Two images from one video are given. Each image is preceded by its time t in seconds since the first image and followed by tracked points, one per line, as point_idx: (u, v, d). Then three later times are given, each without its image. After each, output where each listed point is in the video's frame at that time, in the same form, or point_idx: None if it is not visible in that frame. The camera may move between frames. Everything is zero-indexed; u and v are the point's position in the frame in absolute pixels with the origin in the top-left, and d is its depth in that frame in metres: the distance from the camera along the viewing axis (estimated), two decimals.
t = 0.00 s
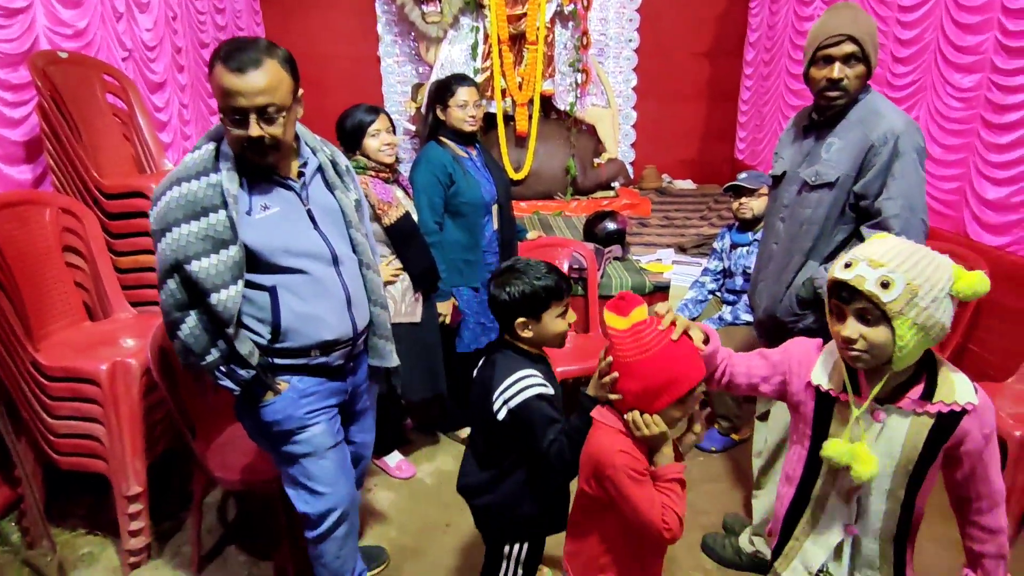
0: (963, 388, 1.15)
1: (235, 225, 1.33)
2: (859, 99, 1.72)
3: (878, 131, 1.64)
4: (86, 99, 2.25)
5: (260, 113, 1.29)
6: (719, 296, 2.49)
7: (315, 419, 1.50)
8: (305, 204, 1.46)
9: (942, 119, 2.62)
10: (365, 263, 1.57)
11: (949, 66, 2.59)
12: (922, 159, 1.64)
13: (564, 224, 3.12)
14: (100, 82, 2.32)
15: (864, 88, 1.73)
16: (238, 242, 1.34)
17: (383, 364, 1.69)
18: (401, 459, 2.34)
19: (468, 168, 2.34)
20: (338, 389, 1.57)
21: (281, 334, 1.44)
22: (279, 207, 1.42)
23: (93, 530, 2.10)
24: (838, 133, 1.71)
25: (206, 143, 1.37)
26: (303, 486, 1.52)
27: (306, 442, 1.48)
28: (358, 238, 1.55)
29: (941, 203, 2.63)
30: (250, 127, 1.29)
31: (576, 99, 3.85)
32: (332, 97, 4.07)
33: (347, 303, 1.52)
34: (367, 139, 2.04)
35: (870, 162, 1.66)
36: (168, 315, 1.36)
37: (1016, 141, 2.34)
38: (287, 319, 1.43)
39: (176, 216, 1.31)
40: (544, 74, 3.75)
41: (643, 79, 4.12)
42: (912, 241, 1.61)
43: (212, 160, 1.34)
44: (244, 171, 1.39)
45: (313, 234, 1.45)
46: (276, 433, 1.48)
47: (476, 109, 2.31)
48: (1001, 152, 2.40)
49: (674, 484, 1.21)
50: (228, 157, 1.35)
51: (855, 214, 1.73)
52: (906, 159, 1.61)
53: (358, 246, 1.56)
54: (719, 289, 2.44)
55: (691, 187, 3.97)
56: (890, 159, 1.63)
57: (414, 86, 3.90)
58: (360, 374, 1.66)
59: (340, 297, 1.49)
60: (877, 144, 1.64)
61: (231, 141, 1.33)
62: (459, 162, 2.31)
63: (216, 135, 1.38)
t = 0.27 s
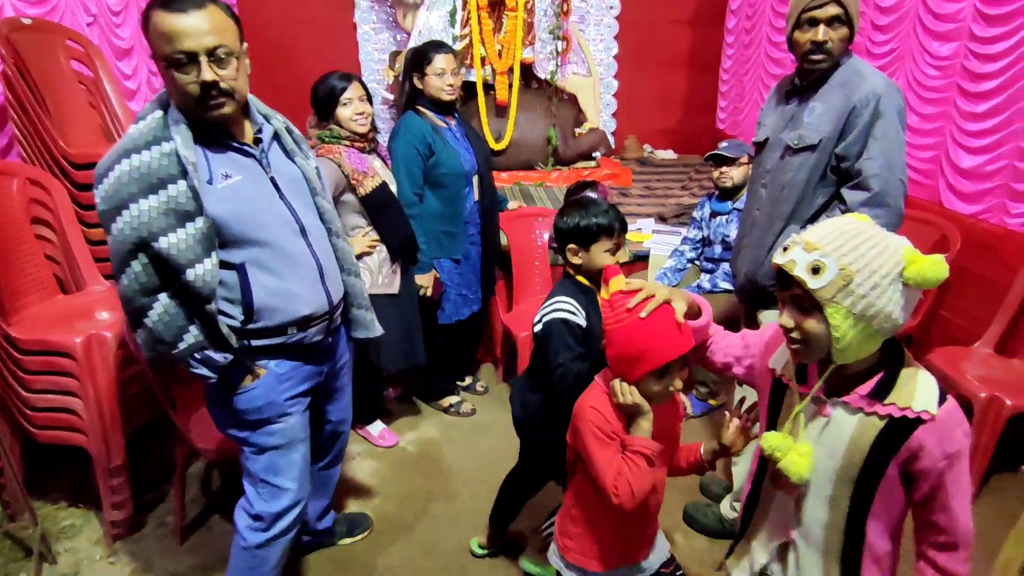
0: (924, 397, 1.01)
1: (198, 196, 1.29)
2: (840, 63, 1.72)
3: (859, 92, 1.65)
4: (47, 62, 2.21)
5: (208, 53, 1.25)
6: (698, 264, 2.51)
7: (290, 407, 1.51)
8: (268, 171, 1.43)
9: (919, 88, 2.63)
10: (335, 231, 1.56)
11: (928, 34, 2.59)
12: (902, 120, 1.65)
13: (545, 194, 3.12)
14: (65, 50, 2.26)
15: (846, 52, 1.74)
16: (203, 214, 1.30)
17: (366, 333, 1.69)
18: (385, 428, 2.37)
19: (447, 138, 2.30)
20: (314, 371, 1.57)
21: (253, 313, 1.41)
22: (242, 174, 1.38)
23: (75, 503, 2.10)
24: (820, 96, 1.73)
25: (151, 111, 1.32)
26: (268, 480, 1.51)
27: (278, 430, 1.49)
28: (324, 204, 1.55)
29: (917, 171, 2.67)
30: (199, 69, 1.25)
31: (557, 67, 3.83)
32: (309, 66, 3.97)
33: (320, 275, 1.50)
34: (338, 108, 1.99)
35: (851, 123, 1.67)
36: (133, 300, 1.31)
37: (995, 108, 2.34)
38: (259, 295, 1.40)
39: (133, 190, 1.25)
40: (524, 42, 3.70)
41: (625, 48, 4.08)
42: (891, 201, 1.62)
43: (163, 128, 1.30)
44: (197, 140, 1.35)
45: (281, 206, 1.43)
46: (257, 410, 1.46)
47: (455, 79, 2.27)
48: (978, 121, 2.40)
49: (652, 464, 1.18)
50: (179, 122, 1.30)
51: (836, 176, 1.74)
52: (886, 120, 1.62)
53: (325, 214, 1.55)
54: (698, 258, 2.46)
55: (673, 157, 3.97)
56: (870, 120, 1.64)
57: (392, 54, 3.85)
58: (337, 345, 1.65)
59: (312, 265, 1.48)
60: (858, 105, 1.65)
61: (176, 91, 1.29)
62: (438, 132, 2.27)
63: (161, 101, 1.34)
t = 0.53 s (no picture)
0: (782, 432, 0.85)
1: (110, 194, 1.14)
2: (814, 36, 1.71)
3: (830, 65, 1.65)
4: (6, 37, 2.11)
5: (119, 12, 1.13)
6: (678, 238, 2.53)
7: (239, 428, 1.40)
8: (196, 161, 1.30)
9: (895, 61, 2.66)
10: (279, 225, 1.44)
11: (904, 7, 2.60)
12: (873, 92, 1.65)
13: (525, 169, 3.10)
14: (28, 25, 2.17)
15: (822, 23, 1.72)
16: (117, 214, 1.15)
17: (328, 332, 1.61)
18: (367, 406, 2.37)
19: (426, 114, 2.25)
20: (265, 383, 1.46)
21: (192, 322, 1.28)
22: (161, 165, 1.23)
23: (55, 489, 2.07)
24: (795, 68, 1.73)
25: (52, 96, 1.16)
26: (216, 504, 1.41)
27: (226, 454, 1.38)
28: (264, 195, 1.42)
29: (893, 144, 2.72)
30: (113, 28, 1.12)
31: (536, 41, 3.83)
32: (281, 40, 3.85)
33: (266, 275, 1.38)
34: (310, 83, 1.93)
35: (822, 95, 1.67)
36: (42, 319, 1.15)
37: (969, 80, 2.35)
38: (198, 303, 1.28)
39: (29, 190, 1.09)
40: (502, 15, 3.67)
41: (604, 21, 4.04)
42: (857, 174, 1.63)
43: (64, 115, 1.14)
44: (109, 127, 1.20)
45: (215, 202, 1.30)
46: (200, 433, 1.34)
47: (434, 59, 2.21)
48: (951, 93, 2.43)
49: (600, 429, 1.15)
50: (83, 106, 1.15)
51: (807, 148, 1.76)
52: (855, 93, 1.63)
53: (266, 206, 1.43)
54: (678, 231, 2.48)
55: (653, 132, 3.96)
56: (840, 92, 1.65)
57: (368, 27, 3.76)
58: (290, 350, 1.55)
59: (254, 265, 1.35)
60: (829, 78, 1.66)
61: (84, 66, 1.15)
62: (417, 108, 2.21)
63: (65, 82, 1.17)
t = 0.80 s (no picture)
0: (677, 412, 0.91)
1: None
2: (774, 18, 1.72)
3: (778, 51, 1.68)
4: None
5: None
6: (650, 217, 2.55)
7: (170, 433, 1.32)
8: (101, 148, 1.17)
9: (863, 40, 2.71)
10: (201, 217, 1.31)
11: None
12: (816, 80, 1.68)
13: (499, 150, 3.08)
14: None
15: (788, 4, 1.72)
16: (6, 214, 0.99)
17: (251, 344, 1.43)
18: (343, 390, 2.37)
19: (400, 95, 2.19)
20: (196, 386, 1.40)
21: (108, 332, 1.18)
22: (60, 155, 1.11)
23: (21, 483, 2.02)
24: (752, 53, 1.75)
25: None
26: (147, 509, 1.33)
27: (156, 461, 1.29)
28: (185, 184, 1.29)
29: (859, 123, 2.77)
30: None
31: (508, 19, 3.76)
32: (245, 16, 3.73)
33: (191, 274, 1.28)
34: (277, 62, 1.88)
35: (769, 82, 1.71)
36: None
37: (933, 59, 2.40)
38: (114, 311, 1.17)
39: None
40: None
41: None
42: (796, 162, 1.69)
43: None
44: None
45: (127, 196, 1.19)
46: (126, 446, 1.25)
47: (409, 37, 2.13)
48: (915, 72, 2.48)
49: (534, 393, 1.23)
50: None
51: (757, 133, 1.80)
52: (797, 81, 1.66)
53: (188, 196, 1.30)
54: (650, 211, 2.50)
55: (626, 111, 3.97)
56: (784, 81, 1.68)
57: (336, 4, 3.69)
58: (226, 353, 1.45)
59: (175, 263, 1.25)
60: (775, 64, 1.68)
61: None
62: (390, 90, 2.15)
63: None
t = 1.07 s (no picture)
0: (475, 415, 1.02)
1: None
2: None
3: (718, 32, 1.62)
4: None
5: None
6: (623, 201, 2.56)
7: (121, 432, 1.28)
8: (24, 138, 1.08)
9: (829, 22, 2.75)
10: (139, 207, 1.25)
11: None
12: (751, 62, 1.55)
13: (471, 134, 3.05)
14: None
15: None
16: None
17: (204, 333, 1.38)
18: (318, 379, 2.35)
19: (371, 80, 2.15)
20: (149, 381, 1.34)
21: (56, 334, 1.13)
22: None
23: None
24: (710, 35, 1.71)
25: None
26: (96, 515, 1.29)
27: (106, 462, 1.26)
28: (122, 173, 1.22)
29: (826, 105, 2.81)
30: None
31: None
32: None
33: (138, 267, 1.23)
34: (238, 45, 1.82)
35: (710, 63, 1.65)
36: None
37: (897, 41, 2.45)
38: (59, 313, 1.12)
39: None
40: None
41: None
42: (725, 144, 1.57)
43: None
44: None
45: (59, 190, 1.11)
46: (78, 448, 1.22)
47: (381, 19, 2.08)
48: (880, 54, 2.53)
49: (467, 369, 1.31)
50: None
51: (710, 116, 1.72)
52: (727, 62, 1.56)
53: (123, 184, 1.23)
54: (623, 195, 2.51)
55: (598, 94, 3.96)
56: (718, 62, 1.60)
57: None
58: (180, 349, 1.39)
59: (120, 258, 1.19)
60: (715, 46, 1.62)
61: None
62: (362, 74, 2.11)
63: None
